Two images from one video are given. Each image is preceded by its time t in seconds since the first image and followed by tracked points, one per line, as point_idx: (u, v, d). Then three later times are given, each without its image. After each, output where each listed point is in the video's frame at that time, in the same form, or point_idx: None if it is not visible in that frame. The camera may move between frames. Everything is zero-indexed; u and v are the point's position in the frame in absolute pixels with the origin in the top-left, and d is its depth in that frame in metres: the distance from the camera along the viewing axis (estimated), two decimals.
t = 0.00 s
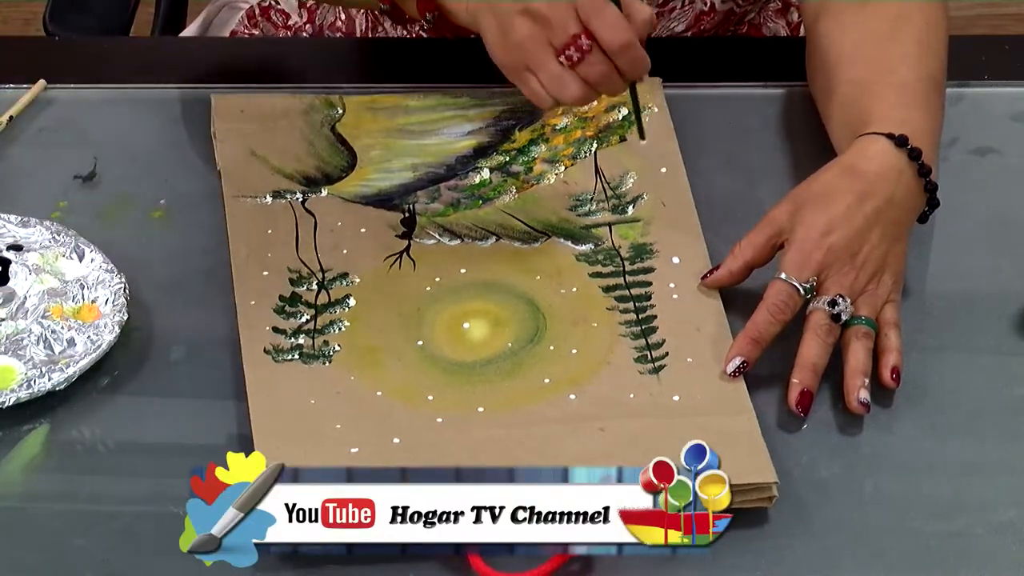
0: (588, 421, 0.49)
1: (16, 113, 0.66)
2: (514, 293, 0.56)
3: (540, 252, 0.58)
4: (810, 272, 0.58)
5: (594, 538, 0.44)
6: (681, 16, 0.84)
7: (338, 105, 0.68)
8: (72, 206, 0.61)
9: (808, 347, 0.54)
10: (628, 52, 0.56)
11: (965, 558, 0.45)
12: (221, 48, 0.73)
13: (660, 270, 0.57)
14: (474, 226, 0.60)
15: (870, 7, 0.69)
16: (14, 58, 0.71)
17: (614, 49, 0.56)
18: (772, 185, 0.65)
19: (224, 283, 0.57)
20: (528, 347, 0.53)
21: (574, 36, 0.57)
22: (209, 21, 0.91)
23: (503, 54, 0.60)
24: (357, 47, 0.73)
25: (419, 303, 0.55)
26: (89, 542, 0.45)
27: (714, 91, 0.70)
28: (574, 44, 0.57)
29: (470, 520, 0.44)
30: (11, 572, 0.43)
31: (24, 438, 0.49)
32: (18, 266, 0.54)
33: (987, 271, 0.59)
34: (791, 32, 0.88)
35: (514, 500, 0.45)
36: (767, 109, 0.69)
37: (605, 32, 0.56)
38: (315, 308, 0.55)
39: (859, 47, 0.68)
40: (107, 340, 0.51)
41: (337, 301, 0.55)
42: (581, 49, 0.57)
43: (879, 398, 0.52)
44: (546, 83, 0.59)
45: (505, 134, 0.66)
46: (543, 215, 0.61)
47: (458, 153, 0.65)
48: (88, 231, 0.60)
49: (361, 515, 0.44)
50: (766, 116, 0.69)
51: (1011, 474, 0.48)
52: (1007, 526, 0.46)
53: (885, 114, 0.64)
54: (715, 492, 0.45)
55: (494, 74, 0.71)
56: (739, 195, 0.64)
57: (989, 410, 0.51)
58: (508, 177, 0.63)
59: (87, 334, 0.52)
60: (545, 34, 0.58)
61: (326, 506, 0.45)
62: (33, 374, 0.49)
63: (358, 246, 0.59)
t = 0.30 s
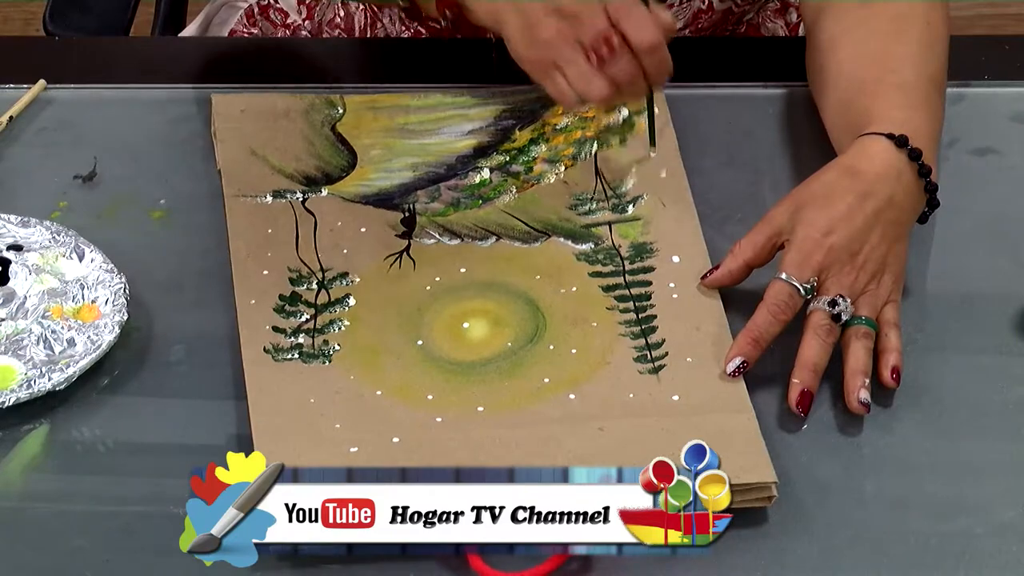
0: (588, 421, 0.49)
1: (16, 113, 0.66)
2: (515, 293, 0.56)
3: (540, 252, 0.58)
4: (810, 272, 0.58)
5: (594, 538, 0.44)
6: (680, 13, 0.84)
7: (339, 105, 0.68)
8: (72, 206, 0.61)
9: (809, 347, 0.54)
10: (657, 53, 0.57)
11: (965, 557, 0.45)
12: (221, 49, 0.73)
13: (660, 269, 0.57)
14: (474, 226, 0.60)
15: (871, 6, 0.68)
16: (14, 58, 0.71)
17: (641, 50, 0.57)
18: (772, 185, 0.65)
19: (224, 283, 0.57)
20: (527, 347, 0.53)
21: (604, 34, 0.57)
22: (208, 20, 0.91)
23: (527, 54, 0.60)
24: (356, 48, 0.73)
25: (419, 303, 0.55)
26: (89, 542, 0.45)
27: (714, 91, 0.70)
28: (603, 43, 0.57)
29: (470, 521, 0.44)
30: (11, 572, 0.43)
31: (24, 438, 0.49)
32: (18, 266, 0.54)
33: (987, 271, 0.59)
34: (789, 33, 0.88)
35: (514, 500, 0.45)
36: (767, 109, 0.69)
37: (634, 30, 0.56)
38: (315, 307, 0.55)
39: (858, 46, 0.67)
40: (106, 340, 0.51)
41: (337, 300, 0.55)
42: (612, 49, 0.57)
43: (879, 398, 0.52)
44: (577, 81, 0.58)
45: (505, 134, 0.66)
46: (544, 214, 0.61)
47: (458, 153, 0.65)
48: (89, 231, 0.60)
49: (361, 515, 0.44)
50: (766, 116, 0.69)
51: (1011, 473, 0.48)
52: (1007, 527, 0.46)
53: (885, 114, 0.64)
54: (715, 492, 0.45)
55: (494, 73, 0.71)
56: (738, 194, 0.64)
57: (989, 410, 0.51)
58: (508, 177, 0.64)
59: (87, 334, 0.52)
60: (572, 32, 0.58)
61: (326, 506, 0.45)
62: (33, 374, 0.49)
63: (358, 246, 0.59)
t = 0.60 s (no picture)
0: (588, 421, 0.49)
1: (16, 113, 0.66)
2: (515, 292, 0.56)
3: (540, 251, 0.58)
4: (810, 272, 0.58)
5: (593, 538, 0.44)
6: (681, 14, 0.86)
7: (340, 104, 0.68)
8: (72, 206, 0.61)
9: (809, 347, 0.54)
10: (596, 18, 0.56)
11: (965, 557, 0.45)
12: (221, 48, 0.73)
13: (661, 269, 0.57)
14: (474, 225, 0.60)
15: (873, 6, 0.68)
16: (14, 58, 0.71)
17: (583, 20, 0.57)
18: (772, 185, 0.65)
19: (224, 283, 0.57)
20: (527, 346, 0.53)
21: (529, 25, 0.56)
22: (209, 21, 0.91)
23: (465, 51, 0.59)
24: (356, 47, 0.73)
25: (419, 303, 0.55)
26: (89, 542, 0.45)
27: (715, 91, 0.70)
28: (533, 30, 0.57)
29: (470, 520, 0.44)
30: (11, 572, 0.43)
31: (24, 438, 0.49)
32: (18, 266, 0.54)
33: (987, 271, 0.58)
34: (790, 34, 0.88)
35: (514, 500, 0.45)
36: (768, 108, 0.69)
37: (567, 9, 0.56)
38: (315, 307, 0.55)
39: (859, 45, 0.67)
40: (106, 340, 0.51)
41: (337, 300, 0.55)
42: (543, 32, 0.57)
43: (879, 398, 0.52)
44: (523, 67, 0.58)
45: (506, 134, 0.66)
46: (544, 214, 0.61)
47: (458, 153, 0.65)
48: (88, 230, 0.60)
49: (361, 515, 0.44)
50: (767, 116, 0.69)
51: (1011, 473, 0.48)
52: (1007, 527, 0.46)
53: (885, 114, 0.64)
54: (715, 492, 0.45)
55: (494, 73, 0.71)
56: (739, 194, 0.64)
57: (989, 410, 0.51)
58: (508, 176, 0.63)
59: (87, 334, 0.52)
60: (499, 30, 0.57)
61: (326, 506, 0.45)
62: (33, 374, 0.49)
63: (358, 245, 0.59)
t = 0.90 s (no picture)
0: (587, 420, 0.49)
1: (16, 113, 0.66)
2: (515, 292, 0.56)
3: (540, 251, 0.58)
4: (810, 272, 0.58)
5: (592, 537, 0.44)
6: (668, 22, 0.84)
7: (340, 104, 0.68)
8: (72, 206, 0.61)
9: (809, 347, 0.54)
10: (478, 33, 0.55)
11: (965, 556, 0.45)
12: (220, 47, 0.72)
13: (661, 269, 0.57)
14: (474, 225, 0.60)
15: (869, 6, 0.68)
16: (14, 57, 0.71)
17: None
18: (772, 185, 0.65)
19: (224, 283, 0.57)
20: (527, 346, 0.53)
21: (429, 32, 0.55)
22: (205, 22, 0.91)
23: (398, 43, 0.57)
24: (355, 46, 0.73)
25: (419, 302, 0.55)
26: (89, 542, 0.45)
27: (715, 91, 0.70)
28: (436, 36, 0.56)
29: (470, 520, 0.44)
30: (11, 572, 0.43)
31: (24, 438, 0.49)
32: (18, 265, 0.54)
33: (987, 270, 0.59)
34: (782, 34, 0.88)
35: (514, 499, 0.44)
36: (768, 108, 0.69)
37: None
38: (315, 307, 0.55)
39: (858, 46, 0.67)
40: (107, 341, 0.51)
41: (337, 300, 0.55)
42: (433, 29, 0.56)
43: (879, 398, 0.52)
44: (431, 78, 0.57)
45: (505, 134, 0.66)
46: (544, 213, 0.61)
47: (458, 153, 0.65)
48: (88, 230, 0.60)
49: (361, 515, 0.44)
50: (767, 116, 0.69)
51: (1011, 472, 0.48)
52: (1007, 527, 0.46)
53: (885, 114, 0.64)
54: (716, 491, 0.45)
55: (493, 72, 0.71)
56: (739, 194, 0.64)
57: (989, 410, 0.51)
58: (508, 176, 0.63)
59: (87, 334, 0.52)
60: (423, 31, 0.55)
61: (326, 506, 0.44)
62: (33, 375, 0.49)
63: (358, 245, 0.59)
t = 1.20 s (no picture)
0: (587, 420, 0.49)
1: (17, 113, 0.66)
2: (514, 292, 0.56)
3: (539, 251, 0.58)
4: (810, 272, 0.58)
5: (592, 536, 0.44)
6: (664, 24, 0.83)
7: (340, 104, 0.68)
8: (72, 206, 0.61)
9: (809, 347, 0.54)
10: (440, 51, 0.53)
11: (964, 556, 0.45)
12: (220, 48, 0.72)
13: (661, 269, 0.57)
14: (474, 226, 0.60)
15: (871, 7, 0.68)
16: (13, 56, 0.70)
17: None
18: (772, 185, 0.65)
19: (224, 284, 0.57)
20: (527, 346, 0.53)
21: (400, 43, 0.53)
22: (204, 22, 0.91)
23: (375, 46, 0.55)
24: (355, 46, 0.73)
25: (419, 303, 0.55)
26: (89, 542, 0.45)
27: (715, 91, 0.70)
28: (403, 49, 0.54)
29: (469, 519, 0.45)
30: (11, 572, 0.43)
31: (24, 438, 0.49)
32: (18, 265, 0.54)
33: (986, 271, 0.59)
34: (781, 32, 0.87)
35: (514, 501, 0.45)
36: (768, 108, 0.69)
37: None
38: (315, 307, 0.55)
39: (859, 46, 0.67)
40: (107, 340, 0.51)
41: (337, 300, 0.55)
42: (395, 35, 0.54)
43: (879, 398, 0.52)
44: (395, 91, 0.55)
45: (505, 134, 0.66)
46: (543, 213, 0.61)
47: (458, 153, 0.65)
48: (88, 230, 0.60)
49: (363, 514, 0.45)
50: (767, 116, 0.69)
51: (1010, 472, 0.48)
52: (1007, 527, 0.46)
53: (886, 114, 0.64)
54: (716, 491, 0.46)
55: (493, 72, 0.71)
56: (739, 195, 0.64)
57: (989, 410, 0.51)
58: (508, 176, 0.63)
59: (87, 334, 0.52)
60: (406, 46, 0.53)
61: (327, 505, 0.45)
62: (33, 375, 0.49)
63: (358, 245, 0.59)
